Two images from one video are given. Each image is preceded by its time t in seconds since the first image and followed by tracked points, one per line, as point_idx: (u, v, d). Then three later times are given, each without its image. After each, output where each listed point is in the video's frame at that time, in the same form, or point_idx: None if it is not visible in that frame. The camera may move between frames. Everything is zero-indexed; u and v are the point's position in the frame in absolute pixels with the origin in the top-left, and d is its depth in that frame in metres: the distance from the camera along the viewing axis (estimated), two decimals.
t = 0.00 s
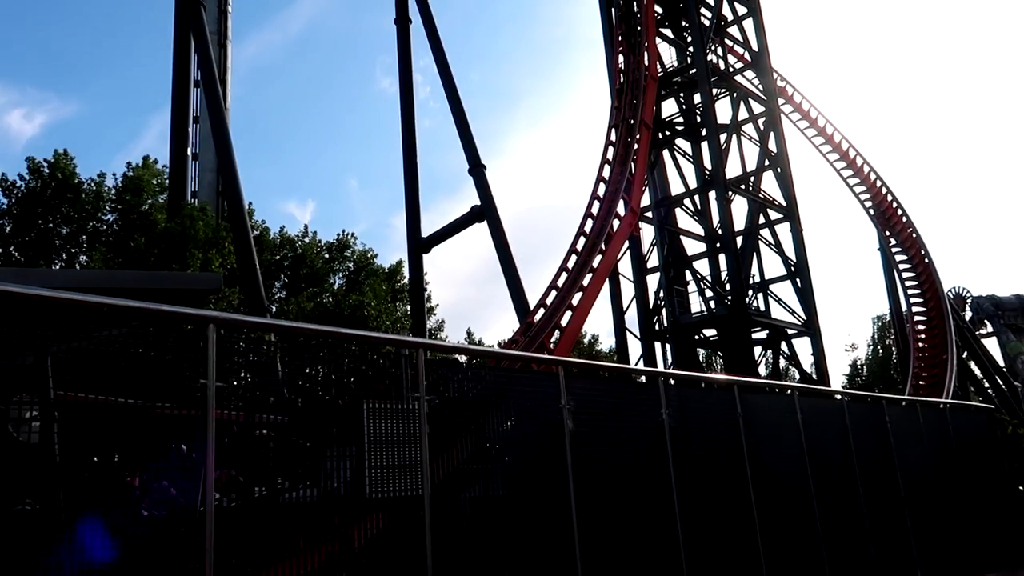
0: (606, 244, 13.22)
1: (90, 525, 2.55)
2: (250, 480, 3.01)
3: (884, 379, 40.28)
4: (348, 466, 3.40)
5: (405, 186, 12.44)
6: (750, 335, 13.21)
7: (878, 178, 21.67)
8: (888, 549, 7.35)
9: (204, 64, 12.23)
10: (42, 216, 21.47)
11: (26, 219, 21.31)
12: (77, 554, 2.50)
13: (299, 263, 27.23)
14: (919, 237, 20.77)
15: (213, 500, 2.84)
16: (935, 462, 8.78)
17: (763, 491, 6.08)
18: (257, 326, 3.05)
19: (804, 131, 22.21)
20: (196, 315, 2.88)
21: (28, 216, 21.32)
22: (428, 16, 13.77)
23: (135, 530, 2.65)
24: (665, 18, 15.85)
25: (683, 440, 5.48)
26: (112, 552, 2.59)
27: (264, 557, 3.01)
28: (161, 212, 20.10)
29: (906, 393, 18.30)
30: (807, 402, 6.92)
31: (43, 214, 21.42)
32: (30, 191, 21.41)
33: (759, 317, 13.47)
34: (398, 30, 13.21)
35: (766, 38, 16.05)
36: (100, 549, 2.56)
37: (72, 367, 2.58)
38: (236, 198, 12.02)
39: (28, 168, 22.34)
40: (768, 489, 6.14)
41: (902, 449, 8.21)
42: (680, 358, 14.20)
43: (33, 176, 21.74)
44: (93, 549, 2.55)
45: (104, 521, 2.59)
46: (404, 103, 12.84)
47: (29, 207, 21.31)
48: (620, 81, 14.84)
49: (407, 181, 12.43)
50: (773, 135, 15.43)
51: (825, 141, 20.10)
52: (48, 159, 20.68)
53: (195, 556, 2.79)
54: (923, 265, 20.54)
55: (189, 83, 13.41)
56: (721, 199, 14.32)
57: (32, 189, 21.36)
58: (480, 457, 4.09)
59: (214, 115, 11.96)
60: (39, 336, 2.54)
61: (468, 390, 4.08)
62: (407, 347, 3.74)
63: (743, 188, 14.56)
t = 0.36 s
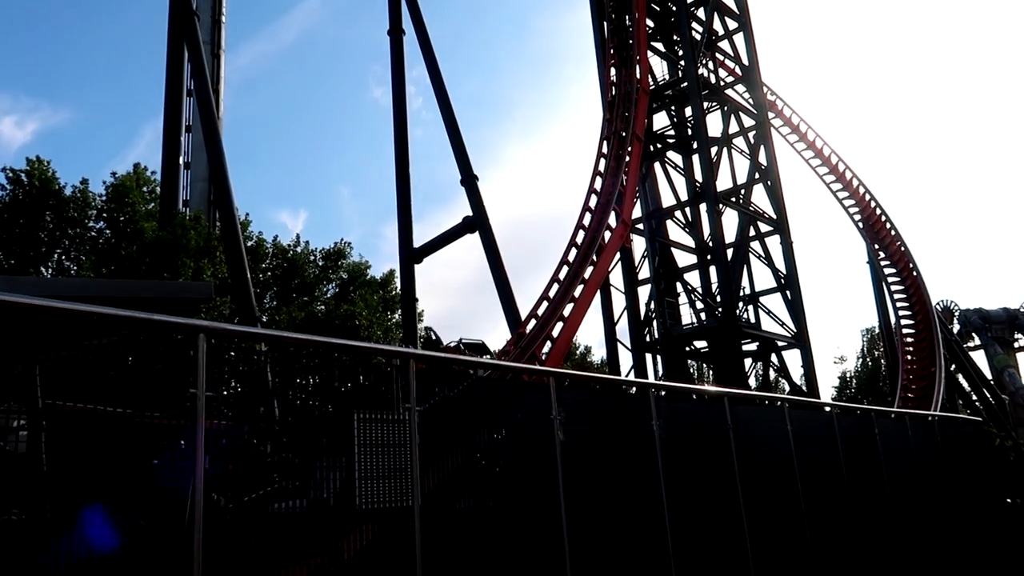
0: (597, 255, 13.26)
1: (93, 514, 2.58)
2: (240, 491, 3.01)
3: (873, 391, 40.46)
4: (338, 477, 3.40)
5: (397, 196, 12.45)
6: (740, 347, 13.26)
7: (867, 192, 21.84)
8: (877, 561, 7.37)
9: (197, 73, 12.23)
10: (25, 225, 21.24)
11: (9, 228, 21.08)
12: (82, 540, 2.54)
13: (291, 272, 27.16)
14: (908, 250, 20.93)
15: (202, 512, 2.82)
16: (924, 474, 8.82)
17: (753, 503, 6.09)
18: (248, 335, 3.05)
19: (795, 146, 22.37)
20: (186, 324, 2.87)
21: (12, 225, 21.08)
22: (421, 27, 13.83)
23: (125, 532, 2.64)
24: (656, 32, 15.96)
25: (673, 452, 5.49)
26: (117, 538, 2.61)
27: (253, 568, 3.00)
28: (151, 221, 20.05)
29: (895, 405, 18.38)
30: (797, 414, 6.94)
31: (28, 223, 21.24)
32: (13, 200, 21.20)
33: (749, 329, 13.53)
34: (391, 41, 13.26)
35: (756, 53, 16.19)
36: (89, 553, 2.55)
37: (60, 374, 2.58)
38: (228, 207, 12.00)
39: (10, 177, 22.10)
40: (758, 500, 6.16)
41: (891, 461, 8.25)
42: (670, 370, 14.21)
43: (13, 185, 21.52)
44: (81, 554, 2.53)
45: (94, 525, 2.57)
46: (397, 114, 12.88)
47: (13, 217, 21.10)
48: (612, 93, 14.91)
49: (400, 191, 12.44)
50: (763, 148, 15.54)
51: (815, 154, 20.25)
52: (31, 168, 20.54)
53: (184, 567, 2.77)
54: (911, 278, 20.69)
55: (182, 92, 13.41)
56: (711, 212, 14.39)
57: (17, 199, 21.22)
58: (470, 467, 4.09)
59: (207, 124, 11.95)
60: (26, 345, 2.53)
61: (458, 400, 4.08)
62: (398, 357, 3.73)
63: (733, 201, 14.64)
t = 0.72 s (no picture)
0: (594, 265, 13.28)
1: (96, 499, 2.60)
2: (235, 498, 3.00)
3: (868, 402, 40.52)
4: (333, 485, 3.40)
5: (395, 204, 12.47)
6: (736, 358, 13.27)
7: (863, 204, 21.92)
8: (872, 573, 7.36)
9: (197, 80, 12.25)
10: (15, 230, 21.11)
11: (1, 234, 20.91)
12: (83, 525, 2.55)
13: (287, 279, 27.08)
14: (903, 262, 21.00)
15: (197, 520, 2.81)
16: (919, 486, 8.82)
17: (748, 514, 6.09)
18: (244, 342, 3.04)
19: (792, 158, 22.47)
20: (183, 331, 2.85)
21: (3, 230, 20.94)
22: (421, 36, 13.88)
23: (122, 524, 2.65)
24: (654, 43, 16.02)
25: (669, 462, 5.49)
26: (117, 524, 2.63)
27: None
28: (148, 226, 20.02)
29: (890, 417, 18.42)
30: (793, 425, 6.95)
31: (20, 228, 21.14)
32: (4, 205, 21.06)
33: (745, 339, 13.55)
34: (390, 50, 13.30)
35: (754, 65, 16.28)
36: (85, 550, 2.55)
37: (55, 380, 2.57)
38: (226, 214, 12.00)
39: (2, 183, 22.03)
40: (753, 511, 6.15)
41: (887, 473, 8.26)
42: (666, 379, 14.22)
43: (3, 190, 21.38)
44: (76, 551, 2.53)
45: (89, 523, 2.56)
46: (396, 122, 12.90)
47: (5, 222, 20.99)
48: (610, 104, 14.97)
49: (398, 199, 12.46)
50: (760, 159, 15.60)
51: (812, 166, 20.32)
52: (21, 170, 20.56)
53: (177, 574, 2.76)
54: (906, 290, 20.75)
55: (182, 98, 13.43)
56: (708, 222, 14.43)
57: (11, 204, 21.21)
58: (466, 476, 4.09)
59: (206, 131, 11.97)
60: (20, 354, 2.51)
61: (454, 409, 4.08)
62: (395, 365, 3.73)
63: (730, 212, 14.68)
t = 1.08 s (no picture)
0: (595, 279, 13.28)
1: (121, 466, 2.67)
2: (235, 513, 2.98)
3: (871, 417, 40.37)
4: (333, 499, 3.38)
5: (397, 218, 12.48)
6: (738, 373, 13.23)
7: (865, 220, 21.93)
8: None
9: (200, 95, 12.29)
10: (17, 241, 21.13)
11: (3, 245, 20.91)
12: (108, 492, 2.62)
13: (287, 292, 27.06)
14: (905, 278, 20.98)
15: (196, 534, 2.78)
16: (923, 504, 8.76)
17: (751, 532, 6.04)
18: (245, 355, 3.02)
19: (794, 173, 22.49)
20: (184, 344, 2.83)
21: (5, 241, 20.94)
22: (423, 51, 13.94)
23: (148, 492, 2.72)
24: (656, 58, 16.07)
25: (671, 478, 5.45)
26: (143, 491, 2.71)
27: None
28: (149, 239, 20.06)
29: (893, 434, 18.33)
30: (796, 441, 6.90)
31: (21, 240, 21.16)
32: (6, 217, 21.08)
33: (747, 355, 13.51)
34: (393, 65, 13.36)
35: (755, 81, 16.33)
36: (116, 514, 2.64)
37: (53, 393, 2.56)
38: (227, 227, 12.00)
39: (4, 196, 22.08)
40: (755, 528, 6.10)
41: (890, 490, 8.20)
42: (667, 395, 14.16)
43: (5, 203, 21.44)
44: (109, 515, 2.62)
45: (114, 489, 2.63)
46: (398, 137, 12.93)
47: (7, 233, 21.01)
48: (612, 119, 15.02)
49: (399, 213, 12.47)
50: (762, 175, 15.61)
51: (814, 182, 20.34)
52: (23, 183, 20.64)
53: None
54: (909, 306, 20.70)
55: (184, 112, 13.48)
56: (710, 237, 14.43)
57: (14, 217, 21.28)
58: (466, 492, 4.06)
59: (208, 145, 12.00)
60: (16, 373, 2.48)
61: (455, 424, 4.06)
62: (395, 380, 3.71)
63: (732, 227, 14.68)
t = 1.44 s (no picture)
0: (598, 293, 13.27)
1: (143, 444, 2.75)
2: (235, 527, 2.95)
3: (875, 431, 40.24)
4: (334, 513, 3.36)
5: (399, 230, 12.50)
6: (741, 388, 13.18)
7: (868, 234, 21.91)
8: None
9: (204, 107, 12.36)
10: (25, 253, 21.28)
11: (9, 257, 21.04)
12: (128, 469, 2.70)
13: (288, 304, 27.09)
14: (909, 292, 20.93)
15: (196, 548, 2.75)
16: (928, 520, 8.69)
17: (754, 548, 5.99)
18: (245, 368, 3.00)
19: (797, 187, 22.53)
20: (185, 356, 2.81)
21: (11, 253, 21.08)
22: (426, 64, 14.01)
23: (166, 472, 2.78)
24: (659, 72, 16.12)
25: (673, 493, 5.42)
26: (161, 471, 2.76)
27: None
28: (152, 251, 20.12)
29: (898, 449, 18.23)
30: (799, 456, 6.86)
31: (28, 251, 21.28)
32: (13, 229, 21.33)
33: (750, 369, 13.46)
34: (396, 78, 13.43)
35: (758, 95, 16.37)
36: (134, 492, 2.69)
37: (54, 404, 2.55)
38: (230, 239, 12.03)
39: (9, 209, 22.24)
40: (758, 545, 6.05)
41: (895, 507, 8.14)
42: (670, 409, 14.10)
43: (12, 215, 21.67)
44: (128, 492, 2.69)
45: (133, 468, 2.70)
46: (400, 150, 12.97)
47: (15, 245, 21.18)
48: (614, 132, 15.07)
49: (401, 226, 12.50)
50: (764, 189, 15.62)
51: (816, 196, 20.34)
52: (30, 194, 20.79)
53: None
54: (913, 320, 20.64)
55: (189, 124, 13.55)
56: (712, 251, 14.43)
57: (19, 228, 21.38)
58: (468, 506, 4.03)
59: (211, 157, 12.05)
60: (14, 391, 2.46)
61: (457, 439, 4.04)
62: (397, 393, 3.69)
63: (735, 241, 14.67)
